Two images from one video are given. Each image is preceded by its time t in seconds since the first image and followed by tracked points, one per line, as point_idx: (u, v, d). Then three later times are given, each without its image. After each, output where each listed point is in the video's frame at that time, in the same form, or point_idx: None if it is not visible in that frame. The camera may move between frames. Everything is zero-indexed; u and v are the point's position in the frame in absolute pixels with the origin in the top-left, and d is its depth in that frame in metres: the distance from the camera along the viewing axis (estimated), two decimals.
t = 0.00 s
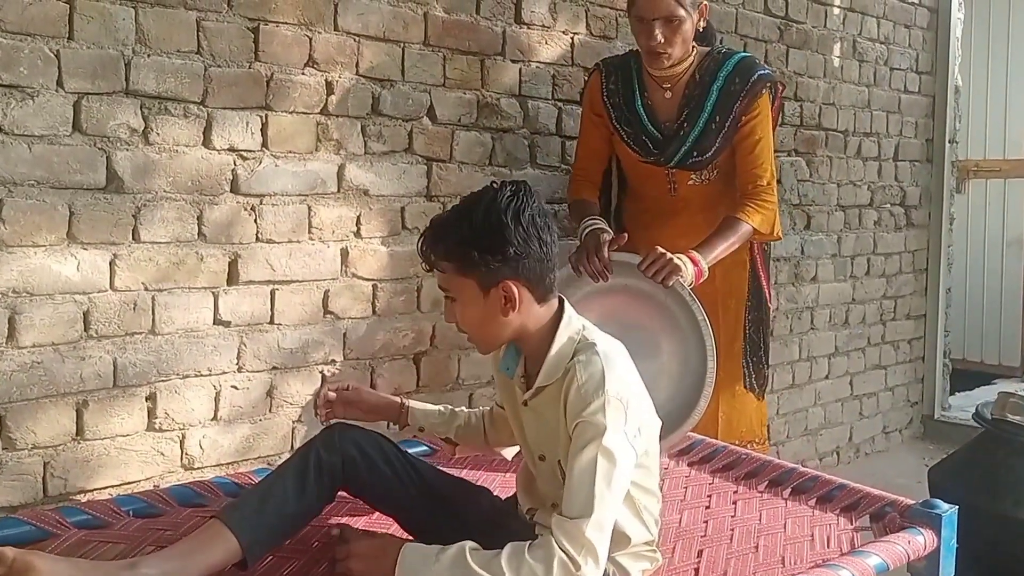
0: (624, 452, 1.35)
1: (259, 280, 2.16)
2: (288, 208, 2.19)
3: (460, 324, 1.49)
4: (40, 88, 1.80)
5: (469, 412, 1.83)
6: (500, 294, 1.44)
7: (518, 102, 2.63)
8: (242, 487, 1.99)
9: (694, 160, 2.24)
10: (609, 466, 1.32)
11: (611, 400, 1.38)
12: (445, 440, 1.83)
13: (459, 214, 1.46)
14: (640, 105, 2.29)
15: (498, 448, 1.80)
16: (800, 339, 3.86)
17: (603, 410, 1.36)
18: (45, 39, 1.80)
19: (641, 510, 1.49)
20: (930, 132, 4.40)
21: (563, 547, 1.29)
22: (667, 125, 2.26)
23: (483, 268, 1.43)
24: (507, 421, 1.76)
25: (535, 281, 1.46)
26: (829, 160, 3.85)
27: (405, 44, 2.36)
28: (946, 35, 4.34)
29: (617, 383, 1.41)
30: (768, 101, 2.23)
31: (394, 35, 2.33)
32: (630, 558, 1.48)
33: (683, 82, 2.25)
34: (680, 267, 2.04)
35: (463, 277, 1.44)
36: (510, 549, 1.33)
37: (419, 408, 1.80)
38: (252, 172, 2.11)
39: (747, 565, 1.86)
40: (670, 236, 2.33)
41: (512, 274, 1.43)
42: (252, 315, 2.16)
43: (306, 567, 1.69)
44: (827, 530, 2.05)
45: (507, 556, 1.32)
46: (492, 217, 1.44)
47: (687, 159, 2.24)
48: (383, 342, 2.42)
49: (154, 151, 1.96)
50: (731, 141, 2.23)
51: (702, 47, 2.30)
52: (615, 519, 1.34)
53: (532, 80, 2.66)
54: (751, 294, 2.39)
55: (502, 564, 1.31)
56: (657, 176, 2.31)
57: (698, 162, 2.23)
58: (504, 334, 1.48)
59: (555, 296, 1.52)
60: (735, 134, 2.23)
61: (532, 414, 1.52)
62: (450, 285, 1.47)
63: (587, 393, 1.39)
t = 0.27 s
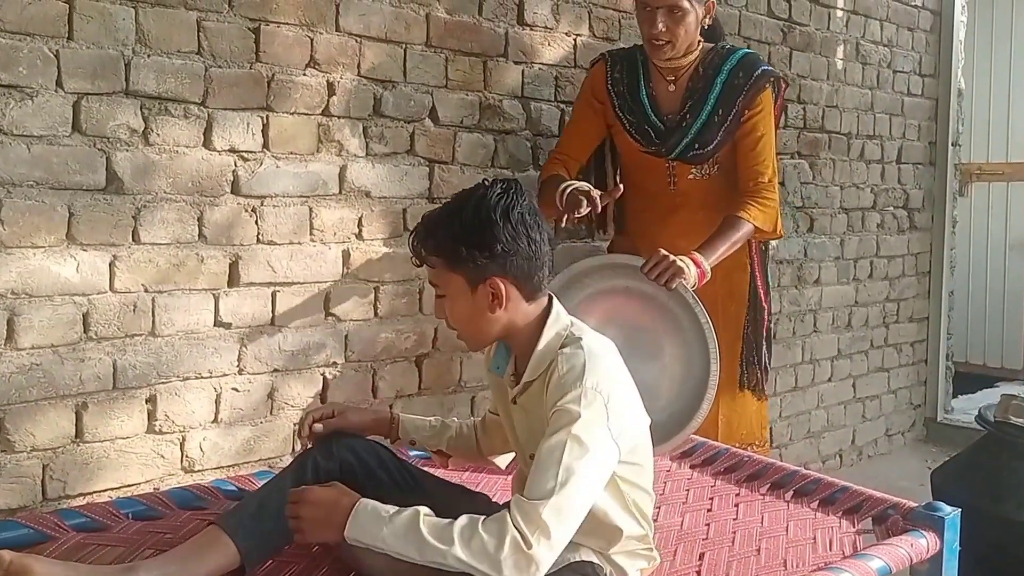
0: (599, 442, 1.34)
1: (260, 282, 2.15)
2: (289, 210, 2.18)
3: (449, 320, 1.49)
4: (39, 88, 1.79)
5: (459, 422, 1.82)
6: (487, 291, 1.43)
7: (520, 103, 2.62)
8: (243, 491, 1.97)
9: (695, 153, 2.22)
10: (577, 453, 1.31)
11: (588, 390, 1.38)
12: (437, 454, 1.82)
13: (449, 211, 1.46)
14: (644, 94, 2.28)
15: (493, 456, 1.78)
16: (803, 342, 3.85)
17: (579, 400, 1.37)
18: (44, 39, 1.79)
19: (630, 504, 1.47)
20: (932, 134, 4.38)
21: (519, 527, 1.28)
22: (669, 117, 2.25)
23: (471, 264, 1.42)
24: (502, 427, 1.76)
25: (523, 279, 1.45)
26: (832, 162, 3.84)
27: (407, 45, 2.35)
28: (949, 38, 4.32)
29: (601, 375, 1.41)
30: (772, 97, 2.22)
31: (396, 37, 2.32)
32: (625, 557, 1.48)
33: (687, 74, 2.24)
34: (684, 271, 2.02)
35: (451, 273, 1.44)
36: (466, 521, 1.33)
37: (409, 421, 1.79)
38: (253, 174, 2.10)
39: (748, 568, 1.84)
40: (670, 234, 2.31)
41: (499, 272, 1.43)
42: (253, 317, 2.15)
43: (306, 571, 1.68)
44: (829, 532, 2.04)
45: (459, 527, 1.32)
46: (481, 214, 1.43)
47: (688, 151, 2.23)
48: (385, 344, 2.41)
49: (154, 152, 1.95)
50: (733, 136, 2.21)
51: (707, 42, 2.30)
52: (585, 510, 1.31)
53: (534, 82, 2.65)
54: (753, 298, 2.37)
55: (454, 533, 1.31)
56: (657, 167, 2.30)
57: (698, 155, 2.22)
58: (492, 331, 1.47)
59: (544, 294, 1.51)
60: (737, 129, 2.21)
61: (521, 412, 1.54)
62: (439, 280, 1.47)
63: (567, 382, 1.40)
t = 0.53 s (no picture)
0: (592, 444, 1.33)
1: (261, 283, 2.13)
2: (290, 211, 2.17)
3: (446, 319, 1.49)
4: (38, 88, 1.78)
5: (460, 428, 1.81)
6: (480, 295, 1.42)
7: (524, 104, 2.61)
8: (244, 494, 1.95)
9: (696, 153, 2.20)
10: (568, 454, 1.30)
11: (583, 392, 1.37)
12: (439, 459, 1.80)
13: (443, 213, 1.46)
14: (649, 91, 2.25)
15: (495, 460, 1.77)
16: (806, 344, 3.82)
17: (573, 400, 1.36)
18: (43, 39, 1.78)
19: (628, 505, 1.46)
20: (936, 136, 4.36)
21: (506, 523, 1.28)
22: (671, 116, 2.23)
23: (462, 268, 1.42)
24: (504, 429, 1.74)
25: (517, 283, 1.43)
26: (836, 164, 3.82)
27: (409, 46, 2.34)
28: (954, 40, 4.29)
29: (598, 376, 1.40)
30: (775, 100, 2.20)
31: (398, 38, 2.31)
32: (625, 560, 1.46)
33: (691, 74, 2.22)
34: (685, 273, 2.00)
35: (444, 275, 1.44)
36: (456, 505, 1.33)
37: (409, 428, 1.78)
38: (254, 175, 2.09)
39: (750, 572, 1.82)
40: (673, 233, 2.29)
41: (491, 277, 1.41)
42: (254, 319, 2.14)
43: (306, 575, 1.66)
44: (832, 536, 2.01)
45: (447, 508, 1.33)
46: (472, 218, 1.42)
47: (689, 151, 2.21)
48: (388, 346, 2.39)
49: (154, 153, 1.94)
50: (734, 138, 2.20)
51: (713, 44, 2.28)
52: (575, 511, 1.30)
53: (538, 83, 2.63)
54: (753, 301, 2.34)
55: (443, 520, 1.32)
56: (659, 165, 2.28)
57: (699, 155, 2.20)
58: (486, 332, 1.47)
59: (542, 297, 1.49)
60: (741, 131, 2.19)
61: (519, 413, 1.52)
62: (435, 281, 1.47)
63: (562, 382, 1.39)
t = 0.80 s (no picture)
0: (594, 452, 1.31)
1: (262, 285, 2.13)
2: (292, 213, 2.16)
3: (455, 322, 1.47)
4: (37, 88, 1.78)
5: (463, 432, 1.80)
6: (492, 296, 1.41)
7: (527, 106, 2.60)
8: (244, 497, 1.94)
9: (700, 165, 2.19)
10: (570, 462, 1.29)
11: (590, 398, 1.35)
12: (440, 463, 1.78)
13: (454, 214, 1.44)
14: (649, 106, 2.24)
15: (499, 463, 1.75)
16: (809, 346, 3.80)
17: (579, 407, 1.34)
18: (42, 39, 1.77)
19: (632, 513, 1.44)
20: (940, 139, 4.34)
21: (505, 527, 1.27)
22: (673, 129, 2.22)
23: (475, 268, 1.40)
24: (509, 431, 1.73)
25: (529, 285, 1.42)
26: (840, 167, 3.80)
27: (411, 47, 2.32)
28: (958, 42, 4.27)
29: (604, 383, 1.38)
30: (778, 107, 2.18)
31: (401, 39, 2.30)
32: (627, 567, 1.44)
33: (691, 87, 2.20)
34: (688, 276, 1.98)
35: (456, 277, 1.42)
36: (462, 500, 1.32)
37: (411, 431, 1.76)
38: (255, 176, 2.08)
39: None
40: (679, 240, 2.28)
41: (504, 278, 1.40)
42: (254, 320, 2.13)
43: None
44: (835, 541, 2.00)
45: (454, 499, 1.32)
46: (486, 218, 1.41)
47: (693, 163, 2.20)
48: (389, 348, 2.38)
49: (154, 154, 1.93)
50: (738, 147, 2.18)
51: (712, 53, 2.26)
52: (574, 519, 1.29)
53: (541, 85, 2.62)
54: (757, 304, 2.32)
55: (448, 515, 1.31)
56: (664, 178, 2.27)
57: (704, 167, 2.19)
58: (497, 336, 1.45)
59: (552, 300, 1.48)
60: (743, 139, 2.17)
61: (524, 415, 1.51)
62: (446, 283, 1.45)
63: (569, 388, 1.37)
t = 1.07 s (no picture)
0: (601, 464, 1.30)
1: (263, 286, 2.12)
2: (293, 214, 2.15)
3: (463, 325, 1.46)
4: (36, 89, 1.77)
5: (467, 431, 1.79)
6: (500, 302, 1.40)
7: (529, 108, 2.59)
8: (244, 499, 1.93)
9: (700, 164, 2.18)
10: (576, 473, 1.28)
11: (599, 410, 1.34)
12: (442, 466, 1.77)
13: (464, 217, 1.43)
14: (645, 107, 2.24)
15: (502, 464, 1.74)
16: (811, 348, 3.79)
17: (589, 418, 1.33)
18: (41, 39, 1.77)
19: (638, 523, 1.43)
20: (944, 141, 4.32)
21: (510, 536, 1.26)
22: (670, 128, 2.21)
23: (484, 274, 1.39)
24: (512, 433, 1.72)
25: (538, 292, 1.41)
26: (843, 169, 3.78)
27: (413, 49, 2.32)
28: (962, 44, 4.25)
29: (614, 394, 1.37)
30: (777, 103, 2.17)
31: (403, 40, 2.29)
32: None
33: (688, 84, 2.19)
34: (690, 278, 1.97)
35: (465, 281, 1.41)
36: (476, 501, 1.31)
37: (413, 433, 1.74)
38: (256, 178, 2.08)
39: None
40: (682, 243, 2.27)
41: (513, 284, 1.39)
42: (255, 322, 2.12)
43: None
44: (839, 547, 1.99)
45: (467, 499, 1.31)
46: (497, 223, 1.40)
47: (692, 163, 2.18)
48: (391, 350, 2.38)
49: (155, 155, 1.93)
50: (738, 145, 2.17)
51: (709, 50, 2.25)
52: (578, 530, 1.28)
53: (544, 86, 2.61)
54: (760, 307, 2.31)
55: (461, 514, 1.30)
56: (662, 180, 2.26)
57: (703, 166, 2.18)
58: (504, 340, 1.45)
59: (562, 306, 1.47)
60: (742, 138, 2.16)
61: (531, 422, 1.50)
62: (454, 286, 1.44)
63: (579, 399, 1.37)
